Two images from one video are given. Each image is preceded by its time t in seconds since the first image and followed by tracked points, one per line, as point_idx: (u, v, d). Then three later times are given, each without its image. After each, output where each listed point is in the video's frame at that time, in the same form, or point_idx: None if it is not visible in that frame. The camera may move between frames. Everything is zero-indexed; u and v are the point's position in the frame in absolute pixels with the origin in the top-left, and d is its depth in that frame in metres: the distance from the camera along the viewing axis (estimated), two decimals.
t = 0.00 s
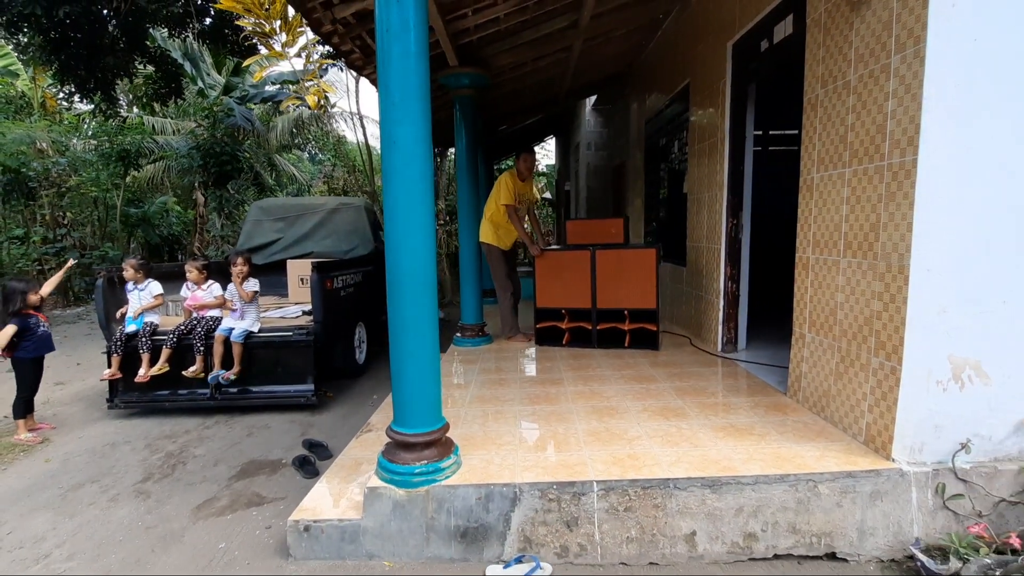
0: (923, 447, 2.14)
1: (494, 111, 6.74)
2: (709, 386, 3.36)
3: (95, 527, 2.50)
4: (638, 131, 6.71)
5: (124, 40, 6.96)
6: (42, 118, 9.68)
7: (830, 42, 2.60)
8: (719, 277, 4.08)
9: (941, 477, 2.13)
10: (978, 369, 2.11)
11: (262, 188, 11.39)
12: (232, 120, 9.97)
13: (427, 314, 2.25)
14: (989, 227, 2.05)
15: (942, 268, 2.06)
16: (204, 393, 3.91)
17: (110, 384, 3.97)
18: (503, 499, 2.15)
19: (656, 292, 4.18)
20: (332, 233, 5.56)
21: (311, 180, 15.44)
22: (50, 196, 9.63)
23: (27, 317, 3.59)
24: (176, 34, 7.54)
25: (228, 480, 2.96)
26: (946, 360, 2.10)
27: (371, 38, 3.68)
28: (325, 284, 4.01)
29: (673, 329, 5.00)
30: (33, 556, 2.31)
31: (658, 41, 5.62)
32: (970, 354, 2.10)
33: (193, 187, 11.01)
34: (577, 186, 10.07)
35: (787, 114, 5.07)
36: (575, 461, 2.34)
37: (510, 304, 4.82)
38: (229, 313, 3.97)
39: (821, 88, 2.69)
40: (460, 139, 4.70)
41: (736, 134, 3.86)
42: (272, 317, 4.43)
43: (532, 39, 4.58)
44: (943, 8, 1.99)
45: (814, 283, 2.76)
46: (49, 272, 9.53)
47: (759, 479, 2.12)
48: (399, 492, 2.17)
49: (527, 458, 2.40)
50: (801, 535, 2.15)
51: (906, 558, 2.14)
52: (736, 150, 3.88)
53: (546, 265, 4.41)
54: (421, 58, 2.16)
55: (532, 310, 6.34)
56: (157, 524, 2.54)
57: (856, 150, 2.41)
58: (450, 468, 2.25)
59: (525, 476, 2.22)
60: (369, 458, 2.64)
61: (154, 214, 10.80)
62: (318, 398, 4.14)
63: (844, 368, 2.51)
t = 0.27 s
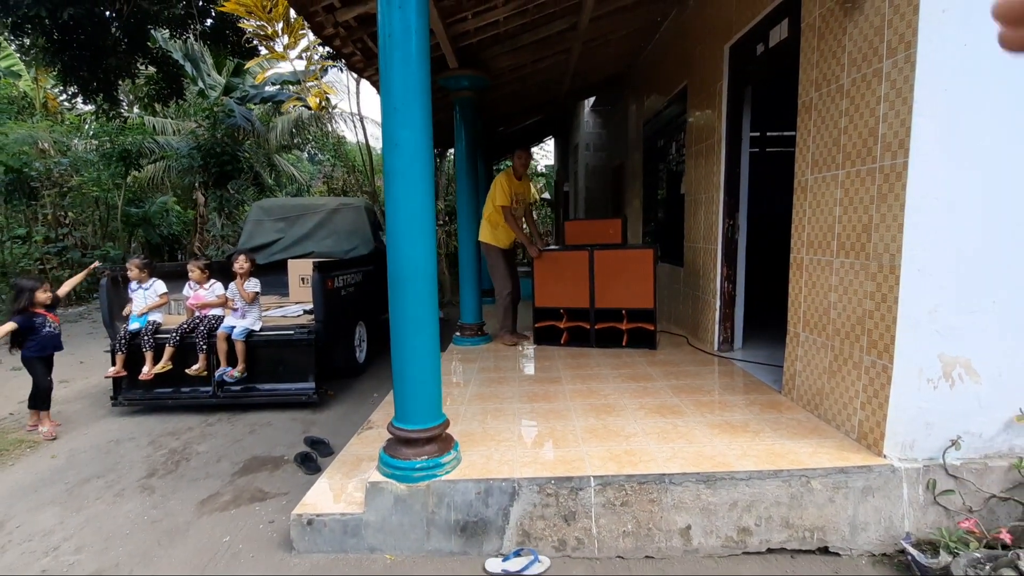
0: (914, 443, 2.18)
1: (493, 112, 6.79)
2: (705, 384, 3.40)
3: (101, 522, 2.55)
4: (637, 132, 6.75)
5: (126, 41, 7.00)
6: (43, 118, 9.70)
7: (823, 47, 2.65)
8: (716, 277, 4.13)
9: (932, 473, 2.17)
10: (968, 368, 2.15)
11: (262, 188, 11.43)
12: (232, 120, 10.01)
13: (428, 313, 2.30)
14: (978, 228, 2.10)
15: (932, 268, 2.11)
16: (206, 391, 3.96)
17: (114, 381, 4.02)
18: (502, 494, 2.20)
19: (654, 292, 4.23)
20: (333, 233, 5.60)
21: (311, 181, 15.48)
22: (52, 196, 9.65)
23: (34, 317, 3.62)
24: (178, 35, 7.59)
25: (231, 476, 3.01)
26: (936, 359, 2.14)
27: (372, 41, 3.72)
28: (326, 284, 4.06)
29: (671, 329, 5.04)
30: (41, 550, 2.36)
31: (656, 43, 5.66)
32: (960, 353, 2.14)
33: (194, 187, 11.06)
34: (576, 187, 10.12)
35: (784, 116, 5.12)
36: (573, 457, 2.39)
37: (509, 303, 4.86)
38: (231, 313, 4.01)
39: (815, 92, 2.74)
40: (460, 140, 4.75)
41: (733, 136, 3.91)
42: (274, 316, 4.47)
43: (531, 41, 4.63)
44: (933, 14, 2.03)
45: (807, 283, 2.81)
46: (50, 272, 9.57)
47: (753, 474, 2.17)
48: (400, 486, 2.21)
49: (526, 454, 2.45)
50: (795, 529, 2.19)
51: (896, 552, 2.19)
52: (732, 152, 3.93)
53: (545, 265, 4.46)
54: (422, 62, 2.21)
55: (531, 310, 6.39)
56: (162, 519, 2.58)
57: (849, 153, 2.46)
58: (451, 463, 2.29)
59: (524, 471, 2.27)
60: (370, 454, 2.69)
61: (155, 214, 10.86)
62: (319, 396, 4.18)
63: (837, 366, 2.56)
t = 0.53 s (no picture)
0: (917, 443, 2.20)
1: (497, 113, 6.82)
2: (708, 385, 3.43)
3: (111, 519, 2.58)
4: (640, 134, 6.78)
5: (132, 42, 7.04)
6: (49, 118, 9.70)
7: (828, 50, 2.68)
8: (719, 279, 4.15)
9: (934, 473, 2.19)
10: (970, 369, 2.18)
11: (265, 189, 11.47)
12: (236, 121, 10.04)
13: (436, 312, 2.32)
14: (981, 230, 2.12)
15: (935, 269, 2.13)
16: (212, 390, 3.99)
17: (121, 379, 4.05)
18: (509, 492, 2.22)
19: (658, 293, 4.25)
20: (337, 234, 5.63)
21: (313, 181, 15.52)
22: (58, 196, 9.53)
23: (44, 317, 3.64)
24: (184, 36, 7.63)
25: (239, 473, 3.04)
26: (939, 360, 2.17)
27: (378, 43, 3.75)
28: (332, 284, 4.08)
29: (674, 330, 5.06)
30: (53, 545, 2.40)
31: (660, 45, 5.68)
32: (962, 354, 2.17)
33: (198, 187, 11.12)
34: (579, 189, 10.14)
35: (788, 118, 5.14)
36: (579, 456, 2.41)
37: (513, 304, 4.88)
38: (238, 312, 4.05)
39: (819, 95, 2.76)
40: (464, 141, 4.77)
41: (736, 138, 3.93)
42: (279, 316, 4.50)
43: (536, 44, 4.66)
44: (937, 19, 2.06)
45: (811, 285, 2.83)
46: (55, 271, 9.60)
47: (757, 473, 2.19)
48: (408, 484, 2.23)
49: (531, 452, 2.47)
50: (798, 528, 2.21)
51: (899, 551, 2.21)
52: (736, 154, 3.95)
53: (549, 266, 4.48)
54: (431, 65, 2.23)
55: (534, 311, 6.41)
56: (171, 515, 2.62)
57: (852, 156, 2.49)
58: (458, 461, 2.32)
59: (530, 469, 2.29)
60: (377, 452, 2.72)
61: (158, 214, 10.95)
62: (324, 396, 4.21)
63: (840, 367, 2.58)
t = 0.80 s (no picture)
0: (925, 444, 2.24)
1: (502, 116, 6.85)
2: (715, 386, 3.47)
3: (128, 517, 2.62)
4: (644, 137, 6.82)
5: (139, 43, 7.07)
6: (53, 119, 9.76)
7: (837, 57, 2.72)
8: (724, 281, 4.19)
9: (942, 474, 2.23)
10: (978, 371, 2.21)
11: (268, 189, 11.49)
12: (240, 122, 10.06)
13: (451, 314, 2.35)
14: (988, 235, 2.16)
15: (943, 273, 2.17)
16: (222, 390, 4.02)
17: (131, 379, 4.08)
18: (523, 491, 2.25)
19: (664, 295, 4.28)
20: (343, 235, 5.64)
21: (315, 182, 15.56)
22: (61, 196, 9.53)
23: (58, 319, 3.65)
24: (189, 37, 7.66)
25: (252, 472, 3.07)
26: (947, 362, 2.20)
27: (389, 46, 3.78)
28: (341, 284, 4.11)
29: (679, 332, 5.09)
30: (72, 542, 2.44)
31: (665, 49, 5.72)
32: (970, 357, 2.20)
33: (201, 188, 11.16)
34: (582, 191, 10.18)
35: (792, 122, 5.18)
36: (591, 456, 2.44)
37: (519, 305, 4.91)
38: (247, 312, 4.09)
39: (828, 100, 2.80)
40: (472, 143, 4.80)
41: (743, 142, 3.97)
42: (287, 316, 4.53)
43: (543, 47, 4.70)
44: (947, 28, 2.10)
45: (819, 288, 2.87)
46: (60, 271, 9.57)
47: (768, 473, 2.22)
48: (424, 483, 2.26)
49: (544, 452, 2.50)
50: (808, 527, 2.25)
51: (908, 550, 2.24)
52: (742, 158, 3.99)
53: (555, 268, 4.52)
54: (449, 71, 2.26)
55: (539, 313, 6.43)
56: (187, 513, 2.66)
57: (861, 160, 2.53)
58: (472, 460, 2.35)
59: (544, 469, 2.32)
60: (389, 452, 2.75)
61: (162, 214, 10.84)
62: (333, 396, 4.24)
63: (848, 369, 2.62)
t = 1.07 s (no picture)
0: (936, 442, 2.28)
1: (507, 118, 6.89)
2: (724, 385, 3.51)
3: (149, 514, 2.67)
4: (648, 139, 6.87)
5: (147, 46, 7.16)
6: (59, 121, 9.83)
7: (845, 61, 2.77)
8: (732, 282, 4.23)
9: (953, 471, 2.27)
10: (988, 369, 2.25)
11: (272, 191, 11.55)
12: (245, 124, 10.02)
13: (470, 314, 2.38)
14: (998, 237, 2.21)
15: (953, 274, 2.21)
16: (234, 389, 4.06)
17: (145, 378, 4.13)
18: (541, 487, 2.29)
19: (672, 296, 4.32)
20: (351, 236, 5.66)
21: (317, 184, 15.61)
22: (69, 197, 9.63)
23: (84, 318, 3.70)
24: (196, 40, 7.70)
25: (268, 471, 3.12)
26: (958, 361, 2.25)
27: (401, 50, 3.83)
28: (352, 285, 4.14)
29: (685, 332, 5.14)
30: (96, 539, 2.49)
31: (670, 52, 5.77)
32: (980, 355, 2.25)
33: (205, 189, 11.22)
34: (585, 192, 10.23)
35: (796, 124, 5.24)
36: (607, 453, 2.48)
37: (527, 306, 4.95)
38: (259, 312, 4.13)
39: (837, 104, 2.85)
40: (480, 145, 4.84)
41: (749, 145, 4.02)
42: (298, 317, 4.57)
43: (551, 50, 4.75)
44: (956, 33, 2.15)
45: (828, 288, 2.91)
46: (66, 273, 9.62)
47: (782, 470, 2.26)
48: (443, 479, 2.30)
49: (560, 450, 2.54)
50: (822, 523, 2.28)
51: (920, 546, 2.28)
52: (749, 160, 4.04)
53: (563, 269, 4.56)
54: (468, 75, 2.30)
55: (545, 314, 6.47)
56: (207, 510, 2.70)
57: (871, 163, 2.57)
58: (490, 457, 2.39)
59: (561, 466, 2.36)
60: (406, 450, 2.79)
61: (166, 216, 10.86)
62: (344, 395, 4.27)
63: (858, 368, 2.66)
